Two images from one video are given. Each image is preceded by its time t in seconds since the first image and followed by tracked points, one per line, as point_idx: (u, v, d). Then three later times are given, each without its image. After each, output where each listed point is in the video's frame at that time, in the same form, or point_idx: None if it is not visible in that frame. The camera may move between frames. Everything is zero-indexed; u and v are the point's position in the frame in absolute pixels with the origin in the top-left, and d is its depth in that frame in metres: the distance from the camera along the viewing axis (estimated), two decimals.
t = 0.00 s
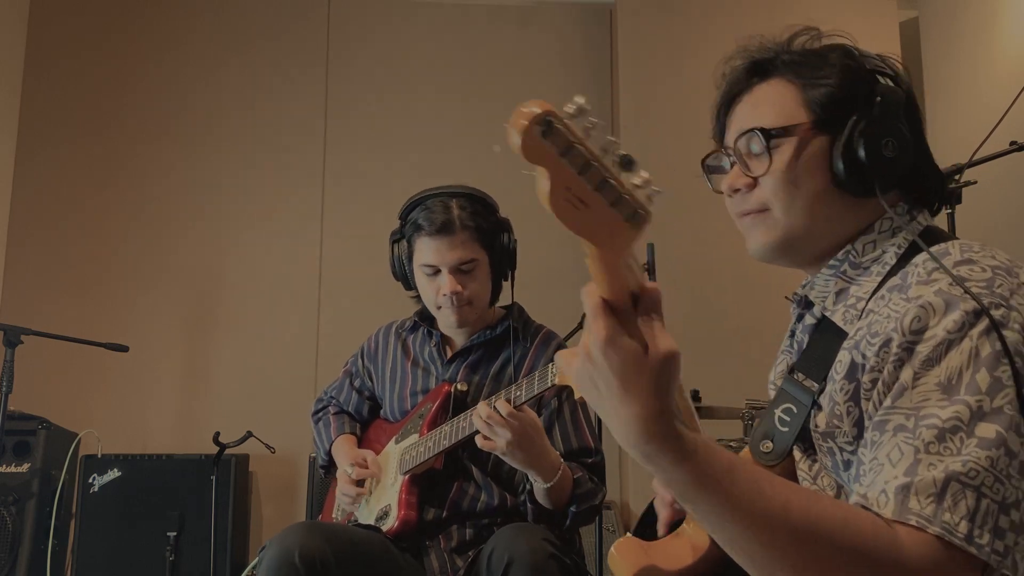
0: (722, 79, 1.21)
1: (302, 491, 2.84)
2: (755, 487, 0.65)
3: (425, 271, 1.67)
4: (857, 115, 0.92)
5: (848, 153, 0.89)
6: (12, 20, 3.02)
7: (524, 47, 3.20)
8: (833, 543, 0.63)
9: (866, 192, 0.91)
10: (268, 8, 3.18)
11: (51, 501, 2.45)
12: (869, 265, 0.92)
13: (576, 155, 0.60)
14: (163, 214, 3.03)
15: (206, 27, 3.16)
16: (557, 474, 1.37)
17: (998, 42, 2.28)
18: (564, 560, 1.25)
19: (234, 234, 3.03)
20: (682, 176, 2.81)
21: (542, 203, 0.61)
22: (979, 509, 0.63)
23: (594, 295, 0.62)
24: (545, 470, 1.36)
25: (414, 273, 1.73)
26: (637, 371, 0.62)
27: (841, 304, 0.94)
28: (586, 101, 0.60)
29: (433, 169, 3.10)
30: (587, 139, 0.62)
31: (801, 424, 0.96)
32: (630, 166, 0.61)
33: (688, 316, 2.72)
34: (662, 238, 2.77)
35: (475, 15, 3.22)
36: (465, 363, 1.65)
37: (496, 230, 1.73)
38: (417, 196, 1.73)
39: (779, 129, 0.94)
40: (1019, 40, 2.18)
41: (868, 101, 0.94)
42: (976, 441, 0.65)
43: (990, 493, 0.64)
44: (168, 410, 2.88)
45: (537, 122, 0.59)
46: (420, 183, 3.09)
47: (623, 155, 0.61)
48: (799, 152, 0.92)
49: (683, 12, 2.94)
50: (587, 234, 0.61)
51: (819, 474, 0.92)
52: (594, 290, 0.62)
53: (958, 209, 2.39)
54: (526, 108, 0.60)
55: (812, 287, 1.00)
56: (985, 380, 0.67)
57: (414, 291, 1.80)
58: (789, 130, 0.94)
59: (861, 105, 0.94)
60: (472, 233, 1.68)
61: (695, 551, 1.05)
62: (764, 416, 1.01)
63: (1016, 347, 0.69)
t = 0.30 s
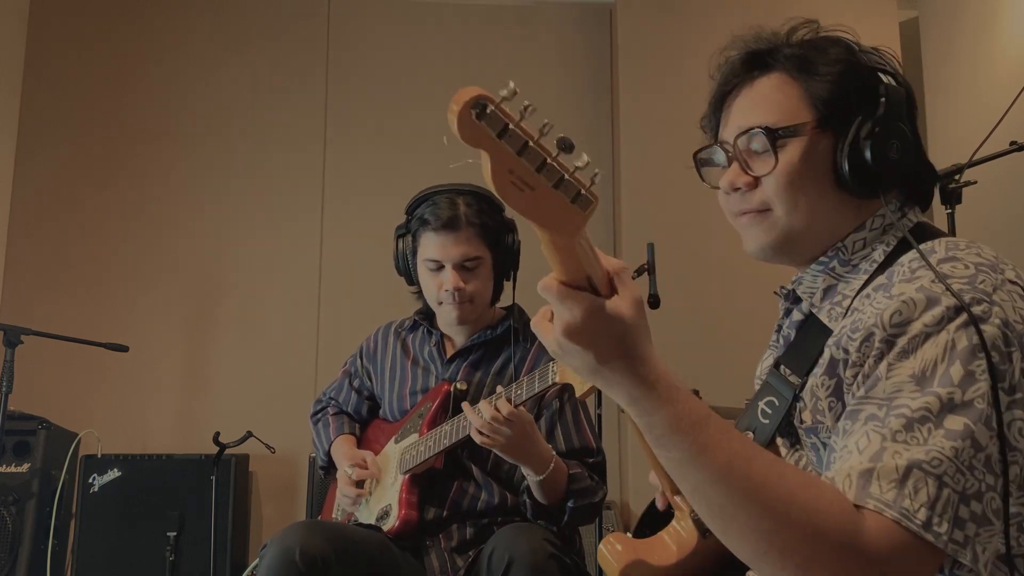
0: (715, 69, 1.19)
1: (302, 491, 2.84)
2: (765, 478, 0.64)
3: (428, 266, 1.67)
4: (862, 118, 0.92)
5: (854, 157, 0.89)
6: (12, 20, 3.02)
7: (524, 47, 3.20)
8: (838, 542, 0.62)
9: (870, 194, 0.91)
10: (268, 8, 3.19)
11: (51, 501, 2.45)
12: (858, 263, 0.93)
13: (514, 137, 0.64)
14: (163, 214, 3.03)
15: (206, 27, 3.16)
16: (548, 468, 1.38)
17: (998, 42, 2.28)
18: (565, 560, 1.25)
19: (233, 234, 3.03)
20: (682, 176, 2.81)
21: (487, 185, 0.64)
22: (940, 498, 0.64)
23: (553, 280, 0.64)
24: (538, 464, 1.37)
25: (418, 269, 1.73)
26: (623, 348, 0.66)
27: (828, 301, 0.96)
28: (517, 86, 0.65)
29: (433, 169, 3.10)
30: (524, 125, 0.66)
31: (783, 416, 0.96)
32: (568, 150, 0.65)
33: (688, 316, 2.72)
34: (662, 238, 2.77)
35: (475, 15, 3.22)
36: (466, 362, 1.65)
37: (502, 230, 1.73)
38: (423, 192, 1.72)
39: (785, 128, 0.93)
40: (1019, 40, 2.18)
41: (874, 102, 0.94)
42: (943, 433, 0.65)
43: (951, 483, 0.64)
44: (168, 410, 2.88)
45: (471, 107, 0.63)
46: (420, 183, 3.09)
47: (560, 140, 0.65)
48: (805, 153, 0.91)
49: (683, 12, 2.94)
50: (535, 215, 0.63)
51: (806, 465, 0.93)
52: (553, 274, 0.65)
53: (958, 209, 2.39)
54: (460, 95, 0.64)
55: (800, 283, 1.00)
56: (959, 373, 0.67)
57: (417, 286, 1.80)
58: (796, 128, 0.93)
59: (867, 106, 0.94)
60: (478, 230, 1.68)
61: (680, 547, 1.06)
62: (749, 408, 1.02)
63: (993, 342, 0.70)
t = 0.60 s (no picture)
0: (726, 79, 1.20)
1: (303, 491, 2.84)
2: (814, 507, 0.65)
3: (430, 261, 1.67)
4: (889, 131, 0.94)
5: (884, 169, 0.90)
6: (12, 20, 3.02)
7: (524, 47, 3.20)
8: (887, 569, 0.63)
9: (896, 207, 0.92)
10: (268, 8, 3.18)
11: (51, 501, 2.46)
12: (876, 277, 0.93)
13: (595, 171, 0.62)
14: (163, 214, 3.03)
15: (206, 27, 3.16)
16: (547, 472, 1.38)
17: (998, 43, 2.28)
18: (564, 560, 1.25)
19: (233, 234, 3.03)
20: (682, 176, 2.81)
21: (560, 217, 0.63)
22: (988, 527, 0.64)
23: (606, 309, 0.64)
24: (536, 468, 1.37)
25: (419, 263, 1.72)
26: (672, 377, 0.66)
27: (847, 316, 0.97)
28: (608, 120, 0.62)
29: (433, 169, 3.10)
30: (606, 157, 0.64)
31: (805, 432, 0.97)
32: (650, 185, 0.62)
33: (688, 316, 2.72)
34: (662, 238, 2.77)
35: (474, 15, 3.22)
36: (466, 360, 1.65)
37: (504, 229, 1.73)
38: (427, 188, 1.73)
39: (817, 139, 0.93)
40: (1019, 40, 2.18)
41: (894, 116, 0.96)
42: (987, 460, 0.66)
43: (998, 510, 0.65)
44: (168, 410, 2.88)
45: (557, 139, 0.61)
46: (420, 183, 3.09)
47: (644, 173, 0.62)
48: (836, 166, 0.91)
49: (683, 11, 2.94)
50: (607, 251, 0.62)
51: (825, 481, 0.93)
52: (608, 303, 0.65)
53: (958, 209, 2.38)
54: (548, 124, 0.61)
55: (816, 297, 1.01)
56: (999, 398, 0.68)
57: (416, 282, 1.80)
58: (826, 141, 0.93)
59: (886, 120, 0.96)
60: (481, 228, 1.68)
61: (693, 556, 1.05)
62: (767, 425, 1.03)
63: None
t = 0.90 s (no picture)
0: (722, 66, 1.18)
1: (302, 491, 2.84)
2: (786, 500, 0.65)
3: (425, 268, 1.68)
4: (875, 121, 0.93)
5: (868, 158, 0.90)
6: (12, 20, 3.02)
7: (524, 47, 3.20)
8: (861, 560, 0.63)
9: (881, 198, 0.92)
10: (268, 8, 3.18)
11: (51, 501, 2.45)
12: (863, 268, 0.93)
13: (552, 161, 0.62)
14: (163, 214, 3.03)
15: (206, 27, 3.16)
16: (531, 462, 1.39)
17: (998, 42, 2.27)
18: (564, 560, 1.25)
19: (233, 234, 3.03)
20: (682, 176, 2.81)
21: (521, 208, 0.63)
22: (964, 514, 0.64)
23: (579, 299, 0.64)
24: (520, 460, 1.38)
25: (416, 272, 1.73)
26: (648, 374, 0.66)
27: (834, 307, 0.97)
28: (559, 111, 0.62)
29: (433, 169, 3.10)
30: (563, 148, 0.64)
31: (793, 426, 0.97)
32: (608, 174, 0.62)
33: (688, 316, 2.72)
34: (662, 238, 2.77)
35: (474, 15, 3.22)
36: (468, 360, 1.65)
37: (498, 229, 1.73)
38: (418, 194, 1.73)
39: (803, 123, 0.94)
40: (1019, 40, 2.18)
41: (883, 106, 0.96)
42: (963, 449, 0.66)
43: (974, 497, 0.65)
44: (168, 410, 2.88)
45: (511, 131, 0.61)
46: (420, 182, 3.09)
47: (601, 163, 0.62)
48: (821, 149, 0.92)
49: (683, 11, 2.94)
50: (568, 241, 0.63)
51: (816, 476, 0.94)
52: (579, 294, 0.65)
53: (958, 209, 2.38)
54: (501, 117, 0.61)
55: (804, 290, 1.01)
56: (975, 387, 0.67)
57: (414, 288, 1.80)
58: (811, 125, 0.94)
59: (876, 111, 0.95)
60: (474, 231, 1.68)
61: (687, 555, 1.04)
62: (757, 418, 1.03)
63: (1010, 352, 0.70)
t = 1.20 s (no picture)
0: (723, 70, 1.18)
1: (303, 490, 2.84)
2: (756, 490, 0.65)
3: (424, 271, 1.68)
4: (878, 120, 0.93)
5: (873, 157, 0.89)
6: (11, 20, 3.02)
7: (525, 47, 3.20)
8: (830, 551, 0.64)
9: (886, 195, 0.91)
10: (268, 8, 3.18)
11: (51, 501, 2.45)
12: (868, 266, 0.93)
13: (535, 142, 0.64)
14: (163, 214, 3.03)
15: (206, 27, 3.16)
16: (543, 458, 1.41)
17: (998, 42, 2.27)
18: (565, 560, 1.25)
19: (233, 234, 3.03)
20: (682, 176, 2.81)
21: (506, 188, 0.64)
22: (931, 511, 0.64)
23: (568, 285, 0.64)
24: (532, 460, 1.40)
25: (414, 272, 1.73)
26: (630, 357, 0.66)
27: (837, 304, 0.97)
28: (540, 92, 0.64)
29: (433, 169, 3.10)
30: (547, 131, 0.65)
31: (790, 421, 0.98)
32: (588, 154, 0.63)
33: (688, 316, 2.72)
34: (662, 238, 2.77)
35: (474, 15, 3.22)
36: (467, 360, 1.65)
37: (495, 229, 1.73)
38: (415, 195, 1.72)
39: (806, 127, 0.93)
40: (1019, 40, 2.18)
41: (886, 102, 0.95)
42: (936, 446, 0.66)
43: (942, 495, 0.65)
44: (169, 411, 2.88)
45: (494, 110, 0.63)
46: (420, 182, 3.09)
47: (582, 144, 0.63)
48: (824, 152, 0.91)
49: (683, 11, 2.94)
50: (554, 220, 0.63)
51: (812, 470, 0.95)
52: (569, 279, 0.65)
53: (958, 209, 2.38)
54: (485, 97, 0.63)
55: (807, 287, 1.01)
56: (955, 387, 0.68)
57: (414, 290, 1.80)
58: (815, 128, 0.93)
59: (878, 108, 0.95)
60: (471, 232, 1.68)
61: (687, 547, 1.05)
62: (753, 414, 1.03)
63: (997, 354, 0.70)
